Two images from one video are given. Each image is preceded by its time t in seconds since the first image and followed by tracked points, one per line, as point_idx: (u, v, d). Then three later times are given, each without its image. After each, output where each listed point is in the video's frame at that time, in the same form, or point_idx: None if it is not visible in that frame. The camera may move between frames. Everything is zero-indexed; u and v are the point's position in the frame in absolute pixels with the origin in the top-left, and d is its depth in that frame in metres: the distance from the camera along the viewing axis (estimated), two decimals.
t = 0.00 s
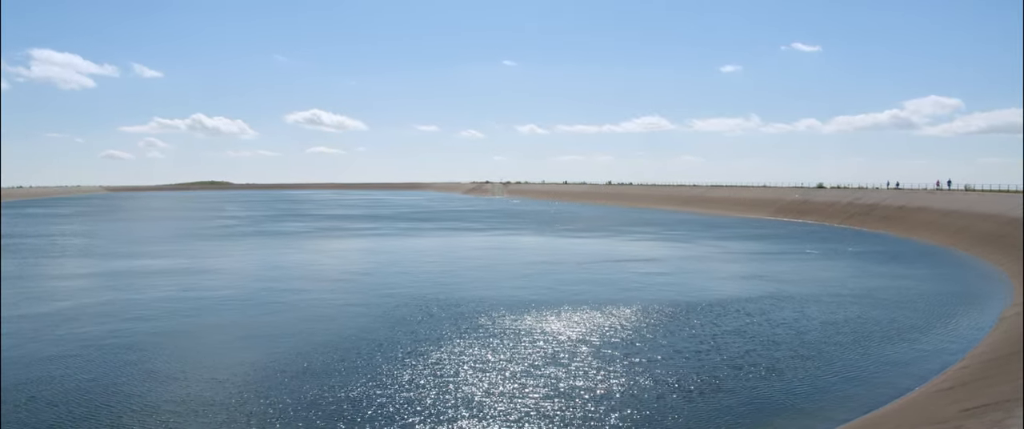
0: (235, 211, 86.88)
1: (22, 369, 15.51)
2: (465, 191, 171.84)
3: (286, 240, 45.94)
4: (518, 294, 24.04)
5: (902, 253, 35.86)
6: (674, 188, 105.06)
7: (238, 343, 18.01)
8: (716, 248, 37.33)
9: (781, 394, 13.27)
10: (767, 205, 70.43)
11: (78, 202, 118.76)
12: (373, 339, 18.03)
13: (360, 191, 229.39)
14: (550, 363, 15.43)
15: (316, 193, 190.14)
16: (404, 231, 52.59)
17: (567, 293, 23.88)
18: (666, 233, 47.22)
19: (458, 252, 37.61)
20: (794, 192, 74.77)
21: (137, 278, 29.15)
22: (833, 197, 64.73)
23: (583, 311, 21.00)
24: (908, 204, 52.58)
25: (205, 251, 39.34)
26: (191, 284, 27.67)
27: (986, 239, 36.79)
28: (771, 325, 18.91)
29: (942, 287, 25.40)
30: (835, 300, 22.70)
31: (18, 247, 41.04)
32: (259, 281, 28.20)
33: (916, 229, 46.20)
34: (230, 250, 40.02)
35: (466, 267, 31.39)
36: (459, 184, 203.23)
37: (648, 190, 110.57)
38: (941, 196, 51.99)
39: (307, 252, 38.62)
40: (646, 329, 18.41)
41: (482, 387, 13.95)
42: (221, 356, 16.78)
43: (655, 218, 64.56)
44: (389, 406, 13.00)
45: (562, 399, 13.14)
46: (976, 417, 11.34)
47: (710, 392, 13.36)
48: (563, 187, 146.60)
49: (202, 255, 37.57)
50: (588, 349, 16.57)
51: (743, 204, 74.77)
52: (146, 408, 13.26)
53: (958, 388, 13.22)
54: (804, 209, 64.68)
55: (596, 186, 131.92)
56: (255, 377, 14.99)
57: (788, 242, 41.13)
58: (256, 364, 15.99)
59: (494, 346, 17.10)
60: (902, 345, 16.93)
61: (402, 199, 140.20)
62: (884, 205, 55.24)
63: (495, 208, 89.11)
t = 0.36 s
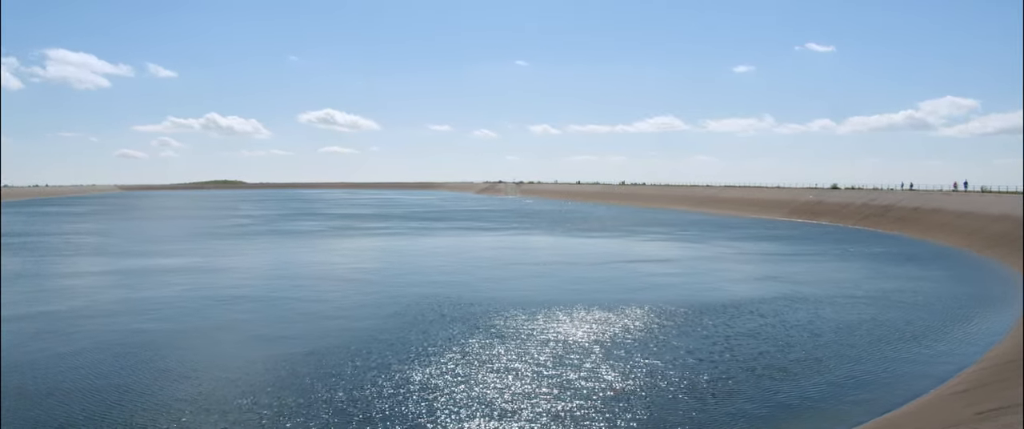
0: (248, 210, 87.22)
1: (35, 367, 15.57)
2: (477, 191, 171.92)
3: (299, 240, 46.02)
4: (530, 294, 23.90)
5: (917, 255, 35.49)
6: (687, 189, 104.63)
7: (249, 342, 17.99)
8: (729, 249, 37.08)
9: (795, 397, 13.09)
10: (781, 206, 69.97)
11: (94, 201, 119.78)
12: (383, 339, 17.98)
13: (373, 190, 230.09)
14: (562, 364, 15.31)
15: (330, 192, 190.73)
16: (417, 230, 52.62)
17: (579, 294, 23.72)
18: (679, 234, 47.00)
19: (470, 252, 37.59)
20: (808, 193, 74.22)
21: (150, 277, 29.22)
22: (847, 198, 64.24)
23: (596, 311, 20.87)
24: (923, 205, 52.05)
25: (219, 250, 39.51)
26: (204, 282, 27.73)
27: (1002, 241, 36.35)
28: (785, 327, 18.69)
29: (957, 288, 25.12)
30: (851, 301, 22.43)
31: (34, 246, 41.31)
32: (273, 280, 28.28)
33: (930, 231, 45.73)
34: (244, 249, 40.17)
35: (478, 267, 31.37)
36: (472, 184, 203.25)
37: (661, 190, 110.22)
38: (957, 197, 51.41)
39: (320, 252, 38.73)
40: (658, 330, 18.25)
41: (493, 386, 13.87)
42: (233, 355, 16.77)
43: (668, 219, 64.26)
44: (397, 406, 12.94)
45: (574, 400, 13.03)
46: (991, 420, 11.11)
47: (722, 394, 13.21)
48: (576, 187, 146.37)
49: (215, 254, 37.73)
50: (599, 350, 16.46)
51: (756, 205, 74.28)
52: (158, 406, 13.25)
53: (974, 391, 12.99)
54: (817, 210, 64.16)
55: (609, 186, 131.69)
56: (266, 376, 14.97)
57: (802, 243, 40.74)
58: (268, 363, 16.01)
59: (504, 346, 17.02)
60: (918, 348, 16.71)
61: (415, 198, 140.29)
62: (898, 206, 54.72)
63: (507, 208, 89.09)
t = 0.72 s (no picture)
0: (256, 205, 87.46)
1: (42, 361, 15.64)
2: (485, 187, 172.07)
3: (306, 234, 46.11)
4: (538, 290, 23.84)
5: (927, 253, 35.24)
6: (696, 185, 104.28)
7: (256, 336, 17.99)
8: (737, 245, 36.92)
9: (803, 395, 12.98)
10: (789, 203, 69.64)
11: (104, 195, 120.53)
12: (390, 334, 17.94)
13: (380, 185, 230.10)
14: (567, 360, 15.24)
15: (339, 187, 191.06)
16: (424, 226, 52.68)
17: (586, 290, 23.65)
18: (686, 230, 46.87)
19: (478, 247, 37.55)
20: (818, 189, 73.79)
21: (158, 271, 29.32)
22: (856, 195, 63.87)
23: (602, 308, 20.81)
24: (933, 202, 51.69)
25: (227, 245, 39.64)
26: (212, 277, 27.80)
27: (1012, 239, 36.04)
28: (793, 324, 18.58)
29: (967, 286, 24.91)
30: (860, 299, 22.28)
31: (44, 240, 41.55)
32: (280, 275, 28.34)
33: (940, 228, 45.42)
34: (251, 243, 40.28)
35: (485, 262, 31.34)
36: (480, 179, 203.43)
37: (669, 186, 109.92)
38: (966, 195, 51.07)
39: (327, 247, 38.78)
40: (665, 327, 18.17)
41: (498, 383, 13.83)
42: (240, 349, 16.77)
43: (676, 215, 64.11)
44: (401, 401, 12.91)
45: (579, 397, 12.97)
46: (998, 419, 11.00)
47: (728, 391, 13.14)
48: (584, 183, 146.16)
49: (223, 248, 37.84)
50: (605, 346, 16.39)
51: (763, 201, 73.98)
52: (163, 399, 13.28)
53: (981, 390, 12.86)
54: (826, 206, 63.82)
55: (617, 182, 131.45)
56: (271, 371, 14.97)
57: (811, 240, 40.54)
58: (274, 357, 16.03)
59: (510, 342, 16.96)
60: (926, 346, 16.57)
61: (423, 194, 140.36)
62: (907, 203, 54.36)
63: (515, 204, 89.04)
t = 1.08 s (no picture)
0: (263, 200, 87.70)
1: (48, 356, 15.68)
2: (492, 183, 172.01)
3: (312, 230, 46.25)
4: (543, 286, 23.84)
5: (935, 250, 35.05)
6: (703, 182, 104.05)
7: (262, 331, 18.04)
8: (744, 242, 36.81)
9: (810, 393, 12.90)
10: (797, 200, 69.39)
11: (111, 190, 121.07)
12: (395, 330, 17.94)
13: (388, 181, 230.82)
14: (573, 357, 15.18)
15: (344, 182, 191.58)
16: (430, 222, 52.73)
17: (592, 287, 23.63)
18: (693, 226, 46.77)
19: (483, 243, 37.56)
20: (825, 187, 73.48)
21: (165, 266, 29.44)
22: (863, 192, 63.58)
23: (608, 304, 20.75)
24: (941, 200, 51.41)
25: (233, 240, 39.76)
26: (218, 272, 27.87)
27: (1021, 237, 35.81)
28: (800, 322, 18.48)
29: (974, 284, 24.78)
30: (867, 297, 22.18)
31: (52, 235, 41.80)
32: (286, 270, 28.40)
33: (948, 226, 45.17)
34: (258, 238, 40.39)
35: (490, 258, 31.34)
36: (489, 176, 203.85)
37: (676, 183, 109.73)
38: (974, 192, 50.76)
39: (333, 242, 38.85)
40: (671, 324, 18.09)
41: (503, 379, 13.80)
42: (245, 344, 16.80)
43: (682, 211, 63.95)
44: (406, 398, 12.89)
45: (584, 394, 12.93)
46: (1008, 417, 10.90)
47: (734, 389, 13.07)
48: (590, 179, 146.03)
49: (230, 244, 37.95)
50: (610, 343, 16.33)
51: (770, 198, 73.75)
52: (168, 394, 13.30)
53: (989, 388, 12.76)
54: (833, 203, 63.56)
55: (624, 179, 131.33)
56: (276, 366, 14.99)
57: (818, 237, 40.38)
58: (279, 352, 16.03)
59: (515, 338, 16.93)
60: (934, 344, 16.47)
61: (429, 190, 140.51)
62: (915, 200, 54.09)
63: (521, 200, 89.06)
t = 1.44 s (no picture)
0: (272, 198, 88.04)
1: (58, 352, 15.78)
2: (499, 181, 171.79)
3: (320, 228, 46.35)
4: (551, 283, 23.84)
5: (945, 247, 34.84)
6: (711, 179, 103.66)
7: (269, 328, 18.08)
8: (752, 240, 36.70)
9: (818, 391, 12.84)
10: (805, 197, 69.05)
11: (119, 188, 121.72)
12: (403, 327, 17.95)
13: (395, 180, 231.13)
14: (580, 355, 15.14)
15: (352, 182, 191.40)
16: (438, 219, 52.79)
17: (600, 284, 23.61)
18: (701, 224, 46.67)
19: (491, 241, 37.58)
20: (834, 184, 73.08)
21: (174, 263, 29.58)
22: (873, 189, 63.21)
23: (616, 302, 20.70)
24: (951, 197, 51.05)
25: (242, 237, 39.92)
26: (227, 269, 28.01)
27: None
28: (809, 320, 18.38)
29: (985, 282, 24.62)
30: (876, 294, 22.07)
31: (61, 233, 42.05)
32: (295, 267, 28.50)
33: (958, 223, 44.87)
34: (266, 236, 40.53)
35: (498, 256, 31.32)
36: (496, 173, 203.70)
37: (684, 180, 109.45)
38: (985, 190, 50.41)
39: (342, 239, 38.95)
40: (678, 322, 18.02)
41: (509, 377, 13.76)
42: (253, 341, 16.84)
43: (690, 209, 63.74)
44: (412, 395, 12.86)
45: (590, 392, 12.89)
46: (1018, 416, 10.76)
47: (741, 387, 13.03)
48: (598, 176, 146.02)
49: (239, 241, 38.11)
50: (618, 341, 16.28)
51: (779, 196, 73.43)
52: (176, 392, 13.34)
53: (998, 387, 12.63)
54: (843, 200, 63.23)
55: (631, 176, 131.06)
56: (283, 364, 15.00)
57: (827, 234, 40.20)
58: (286, 350, 16.06)
59: (523, 336, 16.89)
60: (945, 342, 16.32)
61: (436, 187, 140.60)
62: (925, 197, 53.75)
63: (528, 197, 89.09)
